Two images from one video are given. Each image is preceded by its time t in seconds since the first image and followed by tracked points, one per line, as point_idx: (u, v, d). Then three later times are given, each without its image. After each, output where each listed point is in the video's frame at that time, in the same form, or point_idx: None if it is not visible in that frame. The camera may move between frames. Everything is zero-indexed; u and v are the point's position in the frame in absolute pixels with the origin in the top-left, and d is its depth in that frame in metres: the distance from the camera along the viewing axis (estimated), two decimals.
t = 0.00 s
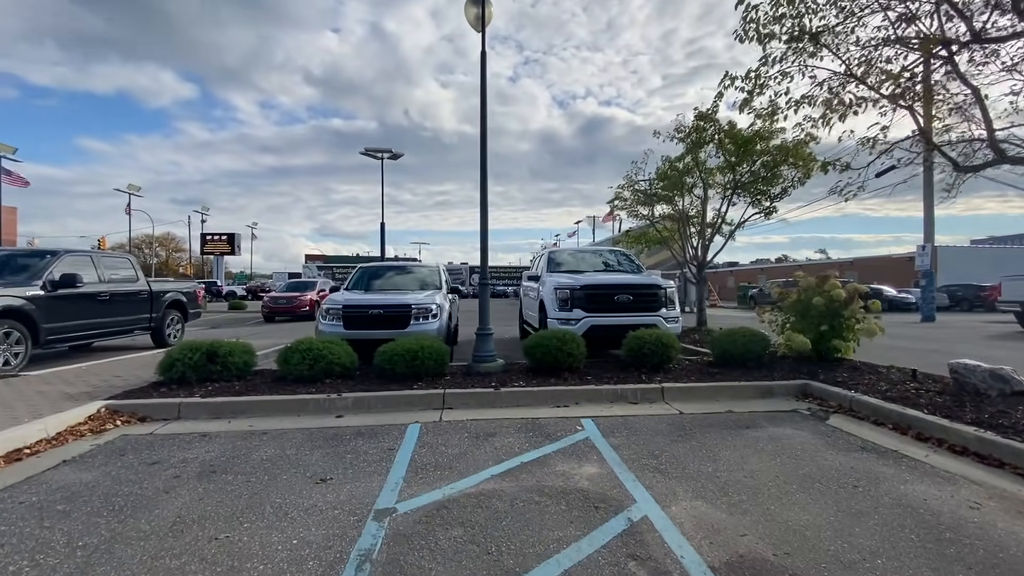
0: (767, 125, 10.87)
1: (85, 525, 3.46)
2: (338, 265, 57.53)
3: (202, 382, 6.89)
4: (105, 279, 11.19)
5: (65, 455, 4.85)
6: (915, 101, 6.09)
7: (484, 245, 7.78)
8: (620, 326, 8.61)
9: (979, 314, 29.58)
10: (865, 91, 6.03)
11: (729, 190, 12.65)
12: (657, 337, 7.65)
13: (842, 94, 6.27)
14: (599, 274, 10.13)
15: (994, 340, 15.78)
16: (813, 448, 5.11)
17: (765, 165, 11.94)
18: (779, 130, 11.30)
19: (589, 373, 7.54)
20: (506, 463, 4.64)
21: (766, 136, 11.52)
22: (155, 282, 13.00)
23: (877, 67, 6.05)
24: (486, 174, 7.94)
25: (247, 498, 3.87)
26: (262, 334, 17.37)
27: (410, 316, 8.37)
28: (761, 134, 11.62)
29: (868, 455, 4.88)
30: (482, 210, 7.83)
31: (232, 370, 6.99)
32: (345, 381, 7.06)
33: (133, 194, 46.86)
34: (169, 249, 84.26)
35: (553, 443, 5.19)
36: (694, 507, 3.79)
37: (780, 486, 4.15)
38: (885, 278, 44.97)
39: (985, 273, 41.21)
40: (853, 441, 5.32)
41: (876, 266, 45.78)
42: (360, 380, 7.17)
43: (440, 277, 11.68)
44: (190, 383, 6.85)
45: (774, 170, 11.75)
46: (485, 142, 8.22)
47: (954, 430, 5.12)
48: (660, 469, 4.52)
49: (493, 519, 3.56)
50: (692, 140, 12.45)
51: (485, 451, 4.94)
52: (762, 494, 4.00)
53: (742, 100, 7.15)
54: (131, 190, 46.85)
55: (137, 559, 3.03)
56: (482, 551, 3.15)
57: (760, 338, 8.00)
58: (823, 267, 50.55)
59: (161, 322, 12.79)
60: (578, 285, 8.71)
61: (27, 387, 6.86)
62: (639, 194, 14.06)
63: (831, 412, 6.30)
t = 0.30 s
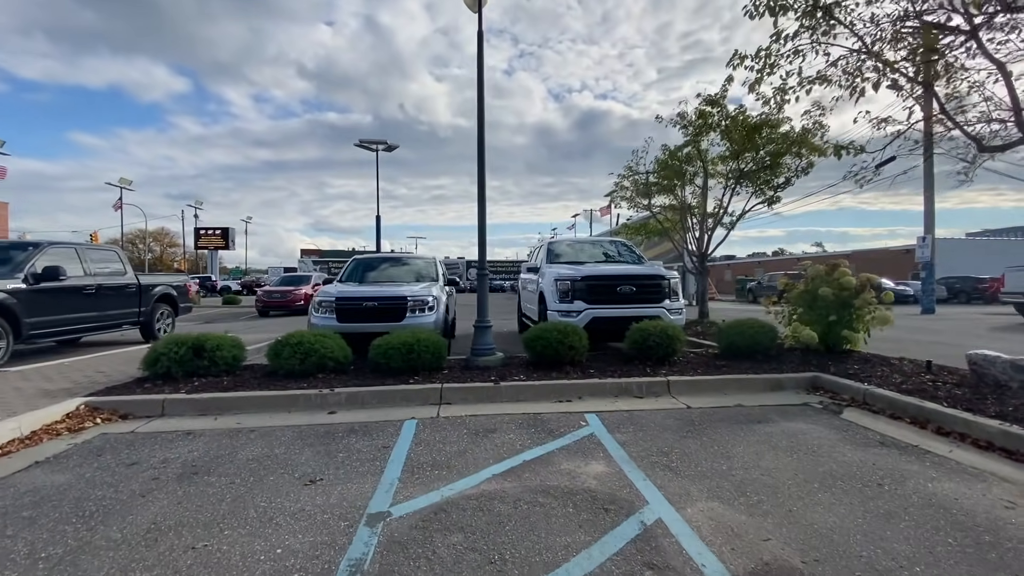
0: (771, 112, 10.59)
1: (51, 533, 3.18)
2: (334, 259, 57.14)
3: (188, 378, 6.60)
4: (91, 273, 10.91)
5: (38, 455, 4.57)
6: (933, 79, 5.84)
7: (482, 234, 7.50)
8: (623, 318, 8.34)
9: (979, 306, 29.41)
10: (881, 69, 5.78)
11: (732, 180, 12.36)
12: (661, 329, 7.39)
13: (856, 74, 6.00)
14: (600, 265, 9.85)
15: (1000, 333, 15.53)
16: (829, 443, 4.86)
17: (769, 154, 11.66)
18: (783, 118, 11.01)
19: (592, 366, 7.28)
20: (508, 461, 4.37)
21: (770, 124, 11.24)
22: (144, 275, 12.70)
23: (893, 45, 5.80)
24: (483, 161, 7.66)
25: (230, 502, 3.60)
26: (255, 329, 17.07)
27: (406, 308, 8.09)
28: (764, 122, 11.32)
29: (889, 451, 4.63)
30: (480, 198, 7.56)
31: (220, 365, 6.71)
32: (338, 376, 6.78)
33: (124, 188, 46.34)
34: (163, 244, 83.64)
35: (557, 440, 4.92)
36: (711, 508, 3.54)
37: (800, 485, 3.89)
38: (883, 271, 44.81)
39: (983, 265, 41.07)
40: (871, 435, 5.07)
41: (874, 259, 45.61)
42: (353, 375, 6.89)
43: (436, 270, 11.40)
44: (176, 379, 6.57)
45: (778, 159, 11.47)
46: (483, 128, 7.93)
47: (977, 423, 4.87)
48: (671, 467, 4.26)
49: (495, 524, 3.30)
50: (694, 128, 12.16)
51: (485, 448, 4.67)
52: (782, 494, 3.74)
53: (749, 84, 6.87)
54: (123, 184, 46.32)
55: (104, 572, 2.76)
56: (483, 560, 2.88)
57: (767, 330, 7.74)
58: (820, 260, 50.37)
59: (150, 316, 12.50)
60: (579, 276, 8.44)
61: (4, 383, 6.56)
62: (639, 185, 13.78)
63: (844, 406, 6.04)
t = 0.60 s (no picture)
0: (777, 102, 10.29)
1: (15, 556, 2.91)
2: (330, 254, 56.74)
3: (175, 378, 6.32)
4: (77, 268, 10.66)
5: (11, 464, 4.28)
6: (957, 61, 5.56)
7: (481, 227, 7.22)
8: (627, 314, 8.07)
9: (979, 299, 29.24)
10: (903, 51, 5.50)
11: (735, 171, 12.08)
12: (668, 325, 7.12)
13: (874, 57, 5.73)
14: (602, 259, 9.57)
15: (1005, 325, 15.30)
16: (850, 446, 4.61)
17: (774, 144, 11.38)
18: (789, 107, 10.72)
19: (596, 364, 7.01)
20: (512, 468, 4.10)
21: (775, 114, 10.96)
22: (134, 271, 12.42)
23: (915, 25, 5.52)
24: (481, 152, 7.37)
25: (213, 517, 3.33)
26: (249, 325, 16.77)
27: (403, 304, 7.81)
28: (770, 111, 11.03)
29: (915, 455, 4.38)
30: (479, 189, 7.28)
31: (209, 365, 6.43)
32: (332, 375, 6.51)
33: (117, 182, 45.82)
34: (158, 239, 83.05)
35: (563, 443, 4.66)
36: (733, 521, 3.28)
37: (827, 494, 3.63)
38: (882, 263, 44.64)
39: (982, 257, 40.91)
40: (893, 437, 4.82)
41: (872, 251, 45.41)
42: (348, 374, 6.62)
43: (434, 264, 11.11)
44: (163, 379, 6.28)
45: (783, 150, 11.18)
46: (481, 117, 7.64)
47: (1006, 424, 4.63)
48: (687, 474, 4.00)
49: (501, 540, 3.03)
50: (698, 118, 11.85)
51: (487, 453, 4.40)
52: (808, 504, 3.49)
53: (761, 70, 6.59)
54: (116, 178, 45.80)
55: None
56: None
57: (778, 326, 7.52)
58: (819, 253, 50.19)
59: (140, 313, 12.23)
60: (582, 270, 8.17)
61: None
62: (641, 176, 13.48)
63: (861, 405, 5.80)
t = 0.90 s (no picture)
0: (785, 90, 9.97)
1: None
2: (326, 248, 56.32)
3: (163, 380, 6.04)
4: (63, 265, 10.36)
5: None
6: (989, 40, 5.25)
7: (482, 221, 6.91)
8: (634, 310, 7.78)
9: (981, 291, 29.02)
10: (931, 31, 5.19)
11: (741, 162, 11.76)
12: (678, 322, 6.84)
13: (900, 39, 5.43)
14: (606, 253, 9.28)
15: (1014, 319, 15.05)
16: (878, 452, 4.34)
17: (781, 134, 11.06)
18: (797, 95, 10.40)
19: (603, 363, 6.73)
20: (521, 480, 3.82)
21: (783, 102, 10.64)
22: (123, 267, 12.12)
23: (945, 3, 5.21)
24: (482, 141, 7.06)
25: (196, 540, 3.04)
26: (244, 321, 16.47)
27: (401, 301, 7.51)
28: (777, 99, 10.71)
29: (949, 462, 4.12)
30: (479, 181, 6.97)
31: (198, 366, 6.14)
32: (328, 377, 6.22)
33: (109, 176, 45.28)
34: (152, 234, 82.49)
35: (573, 451, 4.38)
36: (765, 542, 3.00)
37: (863, 509, 3.36)
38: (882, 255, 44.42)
39: (982, 249, 40.70)
40: (924, 443, 4.55)
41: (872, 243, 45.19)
42: (345, 375, 6.32)
43: (432, 258, 10.81)
44: (149, 382, 5.99)
45: (790, 140, 10.87)
46: (481, 105, 7.32)
47: None
48: (709, 485, 3.73)
49: (513, 568, 2.75)
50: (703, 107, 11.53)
51: (493, 463, 4.13)
52: (845, 522, 3.21)
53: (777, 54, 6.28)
54: (108, 172, 45.29)
55: None
56: None
57: (791, 321, 7.24)
58: (818, 245, 49.98)
59: (130, 310, 11.95)
60: (586, 265, 7.87)
61: None
62: (644, 168, 13.17)
63: (883, 406, 5.53)
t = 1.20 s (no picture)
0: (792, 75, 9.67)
1: None
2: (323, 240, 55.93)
3: (147, 380, 5.78)
4: (48, 259, 10.08)
5: None
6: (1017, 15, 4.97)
7: (480, 211, 6.63)
8: (638, 304, 7.52)
9: (983, 281, 28.81)
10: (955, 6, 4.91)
11: (745, 150, 11.47)
12: (684, 316, 6.58)
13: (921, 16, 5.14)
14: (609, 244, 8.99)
15: (1020, 310, 14.82)
16: (901, 454, 4.11)
17: (787, 121, 10.76)
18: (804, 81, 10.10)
19: (607, 359, 6.48)
20: (523, 488, 3.57)
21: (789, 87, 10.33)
22: (112, 261, 11.82)
23: None
24: (480, 128, 6.77)
25: (170, 559, 2.79)
26: (238, 315, 16.20)
27: (396, 296, 7.24)
28: (783, 85, 10.41)
29: (978, 466, 3.88)
30: (477, 169, 6.69)
31: (184, 365, 5.88)
32: (320, 375, 5.96)
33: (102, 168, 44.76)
34: (148, 227, 81.94)
35: (578, 455, 4.13)
36: (790, 559, 2.76)
37: (893, 520, 3.12)
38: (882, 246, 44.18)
39: (983, 239, 40.47)
40: (947, 444, 4.31)
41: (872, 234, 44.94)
42: (338, 373, 6.06)
43: (429, 251, 10.53)
44: (133, 382, 5.74)
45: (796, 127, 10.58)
46: (479, 90, 7.02)
47: None
48: (724, 493, 3.48)
49: None
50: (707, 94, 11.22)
51: (494, 468, 3.88)
52: (875, 535, 2.97)
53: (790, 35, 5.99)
54: (101, 165, 44.76)
55: None
56: None
57: (801, 315, 6.99)
58: (818, 236, 49.73)
59: (119, 305, 11.67)
60: (588, 257, 7.60)
61: None
62: (645, 157, 12.87)
63: (900, 404, 5.29)
